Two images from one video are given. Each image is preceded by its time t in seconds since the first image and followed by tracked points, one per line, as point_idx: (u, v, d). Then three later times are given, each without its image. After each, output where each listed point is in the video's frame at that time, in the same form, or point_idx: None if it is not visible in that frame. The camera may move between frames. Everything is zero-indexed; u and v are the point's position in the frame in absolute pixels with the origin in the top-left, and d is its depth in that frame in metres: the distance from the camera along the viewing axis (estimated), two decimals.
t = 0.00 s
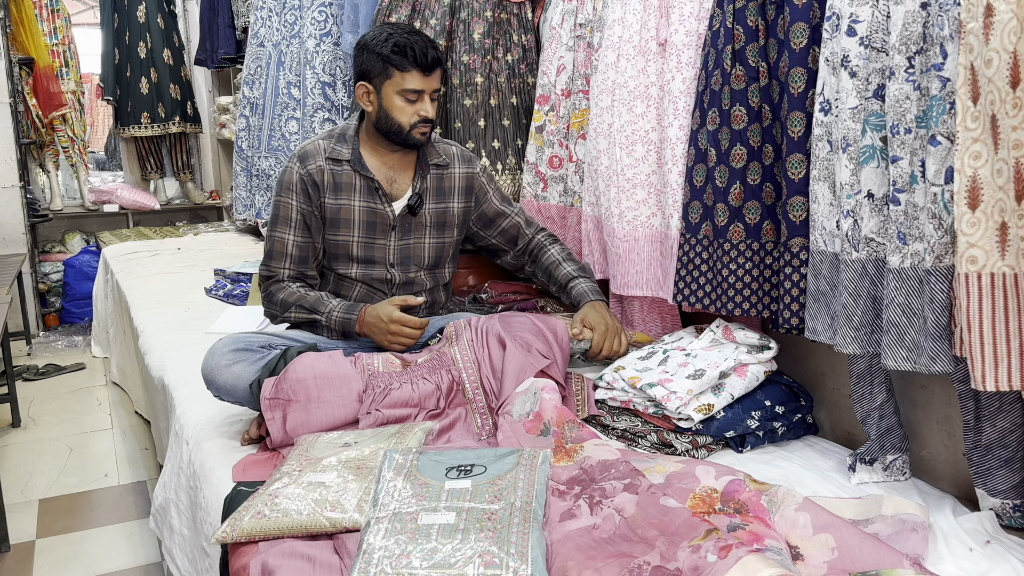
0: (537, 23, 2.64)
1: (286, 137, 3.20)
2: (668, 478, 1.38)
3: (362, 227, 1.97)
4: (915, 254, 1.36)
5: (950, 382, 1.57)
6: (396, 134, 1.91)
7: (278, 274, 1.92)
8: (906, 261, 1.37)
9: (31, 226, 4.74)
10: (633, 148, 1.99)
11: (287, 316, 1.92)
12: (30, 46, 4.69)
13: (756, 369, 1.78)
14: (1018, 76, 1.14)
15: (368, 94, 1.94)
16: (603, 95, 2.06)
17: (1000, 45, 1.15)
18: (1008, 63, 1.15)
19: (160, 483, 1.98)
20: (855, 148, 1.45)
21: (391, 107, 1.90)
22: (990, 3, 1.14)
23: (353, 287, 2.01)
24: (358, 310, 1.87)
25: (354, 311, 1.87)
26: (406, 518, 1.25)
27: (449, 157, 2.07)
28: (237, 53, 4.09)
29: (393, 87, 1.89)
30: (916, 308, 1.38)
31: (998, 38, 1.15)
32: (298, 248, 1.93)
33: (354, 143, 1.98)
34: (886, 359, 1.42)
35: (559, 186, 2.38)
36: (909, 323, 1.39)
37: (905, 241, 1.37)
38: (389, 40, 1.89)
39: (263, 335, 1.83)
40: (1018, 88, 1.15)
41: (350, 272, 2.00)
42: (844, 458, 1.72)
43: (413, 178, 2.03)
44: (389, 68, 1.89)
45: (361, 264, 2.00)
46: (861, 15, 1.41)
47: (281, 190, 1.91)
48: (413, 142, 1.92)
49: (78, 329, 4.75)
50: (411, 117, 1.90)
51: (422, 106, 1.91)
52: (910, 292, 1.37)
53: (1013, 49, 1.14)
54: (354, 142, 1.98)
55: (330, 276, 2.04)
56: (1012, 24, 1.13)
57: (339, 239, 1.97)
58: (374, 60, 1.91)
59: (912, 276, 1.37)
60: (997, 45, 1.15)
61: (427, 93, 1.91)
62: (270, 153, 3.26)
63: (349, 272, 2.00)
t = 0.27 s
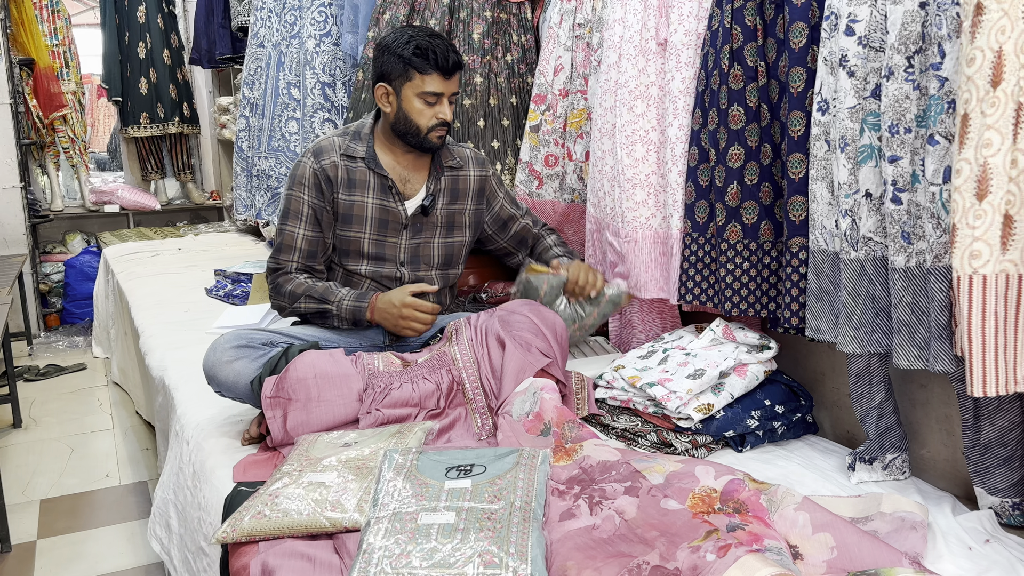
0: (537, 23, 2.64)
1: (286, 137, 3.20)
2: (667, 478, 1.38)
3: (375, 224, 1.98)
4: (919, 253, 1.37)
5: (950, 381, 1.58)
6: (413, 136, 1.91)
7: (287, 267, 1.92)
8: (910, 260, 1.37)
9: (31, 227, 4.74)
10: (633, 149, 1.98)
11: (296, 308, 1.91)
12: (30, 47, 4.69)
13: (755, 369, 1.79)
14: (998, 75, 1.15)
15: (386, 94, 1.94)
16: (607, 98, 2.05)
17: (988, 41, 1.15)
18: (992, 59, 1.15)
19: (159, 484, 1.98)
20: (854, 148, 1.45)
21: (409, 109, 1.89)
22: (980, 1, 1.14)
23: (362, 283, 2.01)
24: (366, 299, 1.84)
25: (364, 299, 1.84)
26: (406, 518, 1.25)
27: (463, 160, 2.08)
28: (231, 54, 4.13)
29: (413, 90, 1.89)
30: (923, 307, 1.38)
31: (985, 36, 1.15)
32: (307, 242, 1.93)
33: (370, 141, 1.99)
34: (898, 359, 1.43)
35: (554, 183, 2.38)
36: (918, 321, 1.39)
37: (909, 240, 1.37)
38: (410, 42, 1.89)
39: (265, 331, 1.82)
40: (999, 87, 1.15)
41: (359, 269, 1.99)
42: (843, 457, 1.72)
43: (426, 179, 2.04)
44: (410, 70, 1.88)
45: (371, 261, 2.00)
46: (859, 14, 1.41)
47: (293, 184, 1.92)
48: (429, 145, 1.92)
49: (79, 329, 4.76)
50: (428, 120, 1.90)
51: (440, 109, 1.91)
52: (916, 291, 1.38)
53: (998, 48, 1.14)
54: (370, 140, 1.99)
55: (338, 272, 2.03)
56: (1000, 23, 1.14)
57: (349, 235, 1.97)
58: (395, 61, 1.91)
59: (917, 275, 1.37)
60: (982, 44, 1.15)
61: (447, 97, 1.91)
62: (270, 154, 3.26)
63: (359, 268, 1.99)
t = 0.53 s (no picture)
0: (536, 22, 2.64)
1: (286, 137, 3.19)
2: (668, 476, 1.38)
3: (392, 220, 1.98)
4: (911, 251, 1.37)
5: (950, 379, 1.58)
6: (411, 135, 1.92)
7: (333, 265, 1.87)
8: (902, 258, 1.38)
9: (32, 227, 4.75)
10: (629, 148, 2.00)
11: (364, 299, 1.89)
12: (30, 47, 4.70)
13: (756, 367, 1.79)
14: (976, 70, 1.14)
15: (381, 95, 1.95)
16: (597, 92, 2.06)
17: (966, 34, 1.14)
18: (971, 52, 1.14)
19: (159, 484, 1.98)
20: (851, 146, 1.46)
21: (405, 109, 1.90)
22: None
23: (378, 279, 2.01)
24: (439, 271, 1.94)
25: (434, 270, 1.94)
26: (406, 517, 1.25)
27: (461, 156, 2.13)
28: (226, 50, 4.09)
29: (407, 88, 1.89)
30: (913, 305, 1.38)
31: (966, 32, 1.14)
32: (347, 237, 1.91)
33: (375, 140, 1.99)
34: (884, 357, 1.42)
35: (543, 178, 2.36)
36: (907, 320, 1.39)
37: (902, 238, 1.38)
38: (400, 42, 1.88)
39: (266, 332, 1.83)
40: (976, 80, 1.14)
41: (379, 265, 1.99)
42: (843, 455, 1.72)
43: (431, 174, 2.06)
44: (402, 70, 1.89)
45: (387, 255, 2.00)
46: (859, 12, 1.41)
47: (319, 182, 1.89)
48: (427, 143, 1.93)
49: (79, 329, 4.76)
50: (425, 117, 1.90)
51: (436, 105, 1.91)
52: (906, 288, 1.38)
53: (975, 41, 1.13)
54: (374, 139, 2.00)
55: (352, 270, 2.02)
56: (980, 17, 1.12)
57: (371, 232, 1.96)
58: (386, 62, 1.90)
59: (908, 273, 1.37)
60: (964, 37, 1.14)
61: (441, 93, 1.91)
62: (271, 153, 3.25)
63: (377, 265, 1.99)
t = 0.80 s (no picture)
0: (536, 20, 2.64)
1: (286, 134, 3.19)
2: (669, 474, 1.38)
3: (381, 213, 1.98)
4: (897, 249, 1.36)
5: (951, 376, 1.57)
6: (395, 127, 1.92)
7: (324, 257, 1.86)
8: (889, 255, 1.36)
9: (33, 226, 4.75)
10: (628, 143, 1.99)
11: (354, 283, 1.84)
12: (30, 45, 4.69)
13: (756, 364, 1.78)
14: (983, 66, 1.13)
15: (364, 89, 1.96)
16: (599, 90, 2.07)
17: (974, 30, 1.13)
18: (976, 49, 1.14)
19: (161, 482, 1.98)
20: (852, 143, 1.46)
21: (388, 101, 1.90)
22: None
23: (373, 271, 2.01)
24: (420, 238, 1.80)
25: (417, 239, 1.79)
26: (407, 515, 1.25)
27: (450, 143, 2.12)
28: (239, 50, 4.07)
29: (387, 81, 1.89)
30: (900, 305, 1.37)
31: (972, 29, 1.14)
32: (337, 230, 1.90)
33: (361, 134, 2.00)
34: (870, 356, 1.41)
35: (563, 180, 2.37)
36: (890, 319, 1.38)
37: (888, 235, 1.35)
38: (378, 34, 1.89)
39: (267, 330, 1.82)
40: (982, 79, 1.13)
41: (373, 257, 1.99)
42: (843, 453, 1.72)
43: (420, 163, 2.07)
44: (382, 63, 1.89)
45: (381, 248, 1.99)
46: (859, 9, 1.40)
47: (306, 180, 1.90)
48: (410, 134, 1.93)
49: (80, 328, 4.76)
50: (407, 108, 1.90)
51: (417, 95, 1.91)
52: (895, 287, 1.37)
53: (981, 38, 1.13)
54: (361, 133, 2.00)
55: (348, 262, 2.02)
56: (987, 14, 1.12)
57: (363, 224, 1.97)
58: (365, 55, 1.91)
59: (894, 272, 1.36)
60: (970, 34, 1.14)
61: (422, 84, 1.91)
62: (270, 151, 3.24)
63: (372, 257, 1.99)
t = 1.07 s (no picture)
0: (538, 17, 2.63)
1: (286, 133, 3.20)
2: (670, 472, 1.38)
3: (364, 219, 1.98)
4: (904, 247, 1.35)
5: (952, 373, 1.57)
6: (375, 132, 1.91)
7: (288, 272, 1.89)
8: (895, 253, 1.36)
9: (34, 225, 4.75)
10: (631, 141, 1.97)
11: (302, 317, 1.87)
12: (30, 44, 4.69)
13: (757, 361, 1.78)
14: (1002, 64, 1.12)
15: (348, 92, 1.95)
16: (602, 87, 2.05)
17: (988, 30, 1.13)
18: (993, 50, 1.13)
19: (164, 481, 1.98)
20: (856, 140, 1.46)
21: (366, 108, 1.90)
22: None
23: (358, 274, 2.02)
24: (374, 300, 1.82)
25: (370, 300, 1.83)
26: (408, 514, 1.25)
27: (440, 147, 2.10)
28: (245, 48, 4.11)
29: (365, 86, 1.89)
30: (906, 304, 1.37)
31: (985, 26, 1.13)
32: (306, 243, 1.92)
33: (346, 138, 1.98)
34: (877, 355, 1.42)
35: (558, 181, 2.37)
36: (898, 318, 1.38)
37: (894, 233, 1.35)
38: (359, 39, 1.87)
39: (266, 330, 1.82)
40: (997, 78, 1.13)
41: (357, 262, 2.00)
42: (845, 450, 1.72)
43: (407, 167, 2.04)
44: (361, 68, 1.88)
45: (367, 253, 2.00)
46: (860, 6, 1.40)
47: (281, 189, 1.90)
48: (389, 139, 1.91)
49: (81, 326, 4.77)
50: (385, 115, 1.89)
51: (395, 103, 1.90)
52: (901, 286, 1.36)
53: (998, 38, 1.11)
54: (346, 137, 1.99)
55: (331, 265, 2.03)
56: (1000, 12, 1.11)
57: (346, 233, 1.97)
58: (346, 61, 1.90)
59: (900, 270, 1.36)
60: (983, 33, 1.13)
61: (400, 90, 1.90)
62: (271, 150, 3.25)
63: (356, 261, 2.00)
